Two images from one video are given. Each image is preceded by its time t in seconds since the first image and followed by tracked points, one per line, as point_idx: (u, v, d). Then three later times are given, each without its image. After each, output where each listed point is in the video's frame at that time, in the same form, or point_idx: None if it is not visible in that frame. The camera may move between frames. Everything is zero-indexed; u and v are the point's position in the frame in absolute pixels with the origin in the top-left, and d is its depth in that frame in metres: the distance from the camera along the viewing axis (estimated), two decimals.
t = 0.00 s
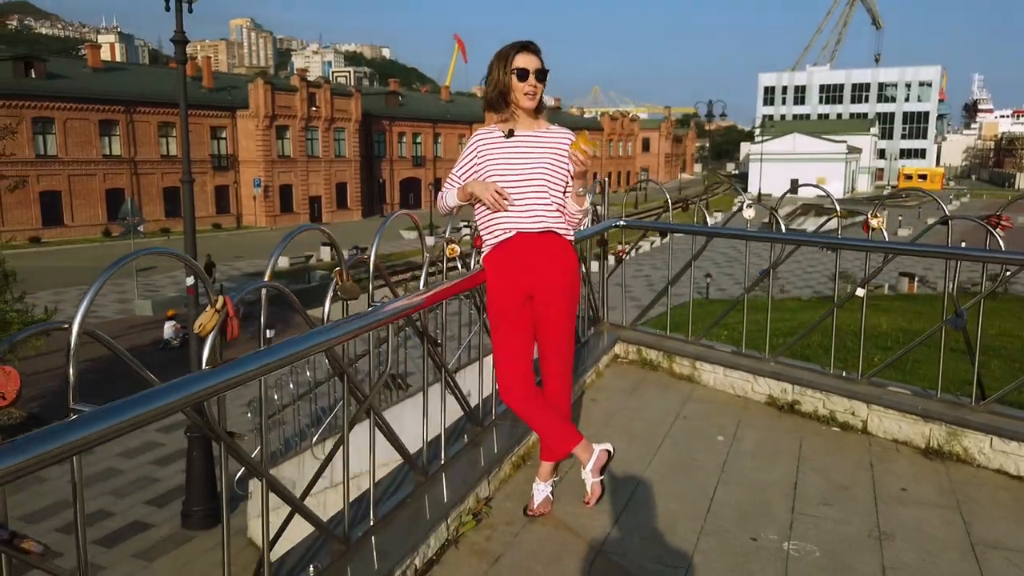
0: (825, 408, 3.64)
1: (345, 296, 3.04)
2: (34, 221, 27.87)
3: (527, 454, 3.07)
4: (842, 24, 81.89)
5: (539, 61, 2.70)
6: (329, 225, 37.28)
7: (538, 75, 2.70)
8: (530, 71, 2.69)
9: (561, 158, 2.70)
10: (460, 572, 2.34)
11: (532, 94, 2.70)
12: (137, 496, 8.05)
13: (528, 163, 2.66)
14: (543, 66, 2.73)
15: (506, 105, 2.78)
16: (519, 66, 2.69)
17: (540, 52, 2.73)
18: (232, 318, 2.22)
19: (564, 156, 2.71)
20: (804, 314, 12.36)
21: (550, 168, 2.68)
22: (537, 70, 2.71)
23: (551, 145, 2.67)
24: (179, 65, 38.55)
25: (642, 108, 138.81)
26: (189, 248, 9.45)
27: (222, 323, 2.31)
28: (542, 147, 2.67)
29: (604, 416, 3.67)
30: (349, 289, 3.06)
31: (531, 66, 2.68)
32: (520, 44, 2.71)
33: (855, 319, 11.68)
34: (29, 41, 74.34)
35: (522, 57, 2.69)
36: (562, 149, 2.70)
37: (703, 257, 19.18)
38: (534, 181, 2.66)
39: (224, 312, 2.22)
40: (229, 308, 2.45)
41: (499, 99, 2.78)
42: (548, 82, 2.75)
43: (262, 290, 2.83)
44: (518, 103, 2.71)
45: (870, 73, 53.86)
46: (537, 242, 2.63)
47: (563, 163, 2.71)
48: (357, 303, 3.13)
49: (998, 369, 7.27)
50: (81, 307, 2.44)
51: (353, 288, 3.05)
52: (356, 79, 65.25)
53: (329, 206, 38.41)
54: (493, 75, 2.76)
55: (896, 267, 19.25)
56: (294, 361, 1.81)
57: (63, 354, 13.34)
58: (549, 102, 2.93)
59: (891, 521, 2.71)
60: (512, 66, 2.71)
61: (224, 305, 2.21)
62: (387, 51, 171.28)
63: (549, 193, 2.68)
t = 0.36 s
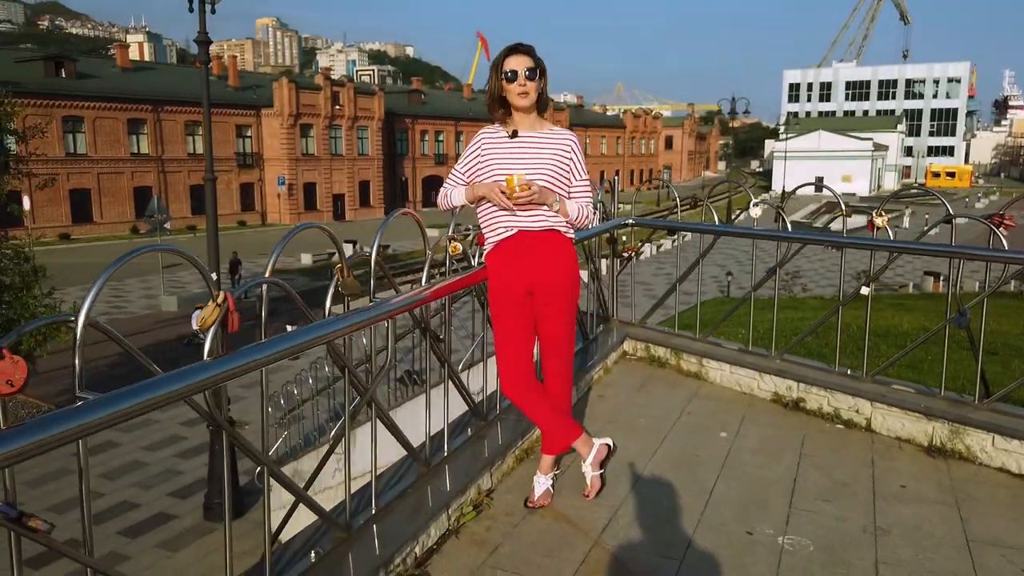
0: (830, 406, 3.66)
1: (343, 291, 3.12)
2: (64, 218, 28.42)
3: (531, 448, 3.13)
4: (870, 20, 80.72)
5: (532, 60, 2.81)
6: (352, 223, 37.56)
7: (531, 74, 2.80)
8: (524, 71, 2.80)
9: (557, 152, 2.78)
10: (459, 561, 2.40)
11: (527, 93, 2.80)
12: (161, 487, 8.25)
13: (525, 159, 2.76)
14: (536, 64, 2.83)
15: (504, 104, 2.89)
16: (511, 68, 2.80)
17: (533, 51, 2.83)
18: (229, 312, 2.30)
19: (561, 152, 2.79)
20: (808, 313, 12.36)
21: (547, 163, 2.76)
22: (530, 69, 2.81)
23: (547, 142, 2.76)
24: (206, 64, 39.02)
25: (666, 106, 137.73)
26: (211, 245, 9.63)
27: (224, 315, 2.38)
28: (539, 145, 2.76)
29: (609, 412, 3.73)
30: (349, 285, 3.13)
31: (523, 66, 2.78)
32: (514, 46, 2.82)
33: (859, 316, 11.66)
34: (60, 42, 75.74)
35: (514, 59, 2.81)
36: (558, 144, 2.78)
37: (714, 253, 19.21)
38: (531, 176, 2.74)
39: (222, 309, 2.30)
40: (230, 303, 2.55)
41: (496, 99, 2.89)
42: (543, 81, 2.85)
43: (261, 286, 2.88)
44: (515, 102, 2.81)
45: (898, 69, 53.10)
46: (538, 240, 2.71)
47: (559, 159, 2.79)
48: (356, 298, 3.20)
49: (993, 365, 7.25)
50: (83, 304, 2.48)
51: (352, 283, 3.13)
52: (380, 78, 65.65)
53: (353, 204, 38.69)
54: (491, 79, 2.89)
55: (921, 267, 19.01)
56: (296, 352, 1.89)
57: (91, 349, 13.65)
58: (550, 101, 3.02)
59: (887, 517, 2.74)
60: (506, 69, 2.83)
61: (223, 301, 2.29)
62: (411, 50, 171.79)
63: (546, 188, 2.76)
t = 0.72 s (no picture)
0: (835, 408, 3.66)
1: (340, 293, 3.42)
2: (92, 217, 28.93)
3: (531, 448, 3.16)
4: (896, 18, 79.75)
5: (536, 64, 2.85)
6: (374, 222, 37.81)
7: (535, 76, 2.84)
8: (526, 74, 2.83)
9: (559, 156, 2.81)
10: (454, 558, 2.44)
11: (529, 95, 2.84)
12: (181, 482, 8.40)
13: (526, 161, 2.79)
14: (539, 67, 2.87)
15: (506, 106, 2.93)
16: (515, 70, 2.84)
17: (537, 54, 2.87)
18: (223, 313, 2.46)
19: (563, 154, 2.82)
20: (813, 313, 12.38)
21: (548, 165, 2.79)
22: (533, 72, 2.84)
23: (547, 145, 2.80)
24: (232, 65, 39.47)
25: (689, 106, 137.16)
26: (232, 244, 9.77)
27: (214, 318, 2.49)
28: (541, 149, 2.80)
29: (614, 412, 3.76)
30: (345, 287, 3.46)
31: (526, 68, 2.82)
32: (517, 48, 2.86)
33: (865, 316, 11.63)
34: (91, 44, 77.09)
35: (517, 62, 2.85)
36: (560, 147, 2.81)
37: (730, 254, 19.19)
38: (532, 179, 2.78)
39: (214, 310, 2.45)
40: (221, 305, 2.63)
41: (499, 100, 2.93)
42: (545, 84, 2.89)
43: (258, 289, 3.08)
44: (517, 104, 2.84)
45: (925, 67, 52.37)
46: (539, 242, 2.74)
47: (561, 161, 2.81)
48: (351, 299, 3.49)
49: (994, 366, 7.19)
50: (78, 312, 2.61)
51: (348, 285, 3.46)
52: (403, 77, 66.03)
53: (375, 204, 38.96)
54: (494, 82, 2.94)
55: (944, 267, 18.75)
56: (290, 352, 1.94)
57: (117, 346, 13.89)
58: (553, 104, 3.06)
59: (887, 521, 2.72)
60: (510, 71, 2.87)
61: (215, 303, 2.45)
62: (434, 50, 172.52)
63: (546, 188, 2.79)
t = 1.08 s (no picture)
0: (843, 414, 3.61)
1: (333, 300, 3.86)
2: (120, 216, 29.37)
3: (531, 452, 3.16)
4: (924, 15, 78.57)
5: (542, 68, 2.84)
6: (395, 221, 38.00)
7: (540, 81, 2.83)
8: (531, 78, 2.83)
9: (561, 163, 2.81)
10: (448, 563, 2.44)
11: (533, 99, 2.82)
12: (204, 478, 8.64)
13: (529, 165, 2.79)
14: (544, 72, 2.87)
15: (508, 109, 2.92)
16: (520, 73, 2.83)
17: (542, 59, 2.87)
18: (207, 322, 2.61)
19: (566, 160, 2.82)
20: (822, 314, 12.32)
21: (550, 171, 2.80)
22: (538, 76, 2.84)
23: (549, 150, 2.80)
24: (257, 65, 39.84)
25: (712, 104, 136.20)
26: (251, 243, 9.87)
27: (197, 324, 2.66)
28: (544, 154, 2.80)
29: (618, 415, 3.74)
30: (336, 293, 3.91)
31: (531, 73, 2.82)
32: (523, 51, 2.86)
33: (879, 317, 11.51)
34: (120, 44, 78.26)
35: (523, 65, 2.84)
36: (563, 154, 2.81)
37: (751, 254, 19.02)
38: (534, 185, 2.78)
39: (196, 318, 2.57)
40: (204, 312, 2.66)
41: (502, 103, 2.92)
42: (550, 89, 2.88)
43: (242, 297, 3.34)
44: (521, 107, 2.83)
45: (954, 64, 51.53)
46: (539, 247, 2.74)
47: (563, 168, 2.82)
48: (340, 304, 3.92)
49: (1009, 368, 7.02)
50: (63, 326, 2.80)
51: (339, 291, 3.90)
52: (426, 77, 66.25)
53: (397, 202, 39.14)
54: (498, 84, 2.92)
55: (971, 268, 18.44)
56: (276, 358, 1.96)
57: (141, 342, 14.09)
58: (556, 110, 3.06)
59: (890, 531, 2.68)
60: (514, 75, 2.87)
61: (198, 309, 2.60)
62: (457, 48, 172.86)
63: (548, 195, 2.80)
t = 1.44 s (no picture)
0: (860, 421, 3.54)
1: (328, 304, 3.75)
2: (154, 214, 29.91)
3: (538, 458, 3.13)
4: (963, 11, 76.96)
5: (557, 70, 2.78)
6: (423, 220, 38.21)
7: (554, 84, 2.77)
8: (546, 80, 2.77)
9: (573, 167, 2.77)
10: (449, 568, 2.43)
11: (547, 103, 2.77)
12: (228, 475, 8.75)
13: (542, 168, 2.74)
14: (561, 74, 2.81)
15: (522, 111, 2.86)
16: (534, 76, 2.78)
17: (558, 61, 2.81)
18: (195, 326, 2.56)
19: (578, 164, 2.78)
20: (848, 315, 12.14)
21: (562, 175, 2.75)
22: (554, 78, 2.78)
23: (560, 153, 2.76)
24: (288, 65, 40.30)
25: (744, 103, 134.92)
26: (277, 241, 9.96)
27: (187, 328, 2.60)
28: (557, 158, 2.75)
29: (630, 420, 3.70)
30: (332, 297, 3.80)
31: (545, 75, 2.76)
32: (538, 52, 2.80)
33: (908, 319, 11.32)
34: (157, 47, 79.84)
35: (537, 67, 2.79)
36: (576, 158, 2.77)
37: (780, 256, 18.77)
38: (546, 188, 2.74)
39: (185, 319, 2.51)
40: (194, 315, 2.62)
41: (516, 103, 2.86)
42: (566, 92, 2.82)
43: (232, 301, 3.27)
44: (535, 110, 2.78)
45: (993, 61, 50.42)
46: (547, 251, 2.71)
47: (575, 172, 2.78)
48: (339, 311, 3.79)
49: None
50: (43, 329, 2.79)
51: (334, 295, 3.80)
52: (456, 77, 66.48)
53: (425, 202, 39.35)
54: (514, 84, 2.87)
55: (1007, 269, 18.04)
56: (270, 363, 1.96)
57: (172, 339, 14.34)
58: (572, 112, 3.00)
59: (902, 543, 2.62)
60: (528, 77, 2.81)
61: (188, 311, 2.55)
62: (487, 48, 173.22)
63: (560, 199, 2.76)
